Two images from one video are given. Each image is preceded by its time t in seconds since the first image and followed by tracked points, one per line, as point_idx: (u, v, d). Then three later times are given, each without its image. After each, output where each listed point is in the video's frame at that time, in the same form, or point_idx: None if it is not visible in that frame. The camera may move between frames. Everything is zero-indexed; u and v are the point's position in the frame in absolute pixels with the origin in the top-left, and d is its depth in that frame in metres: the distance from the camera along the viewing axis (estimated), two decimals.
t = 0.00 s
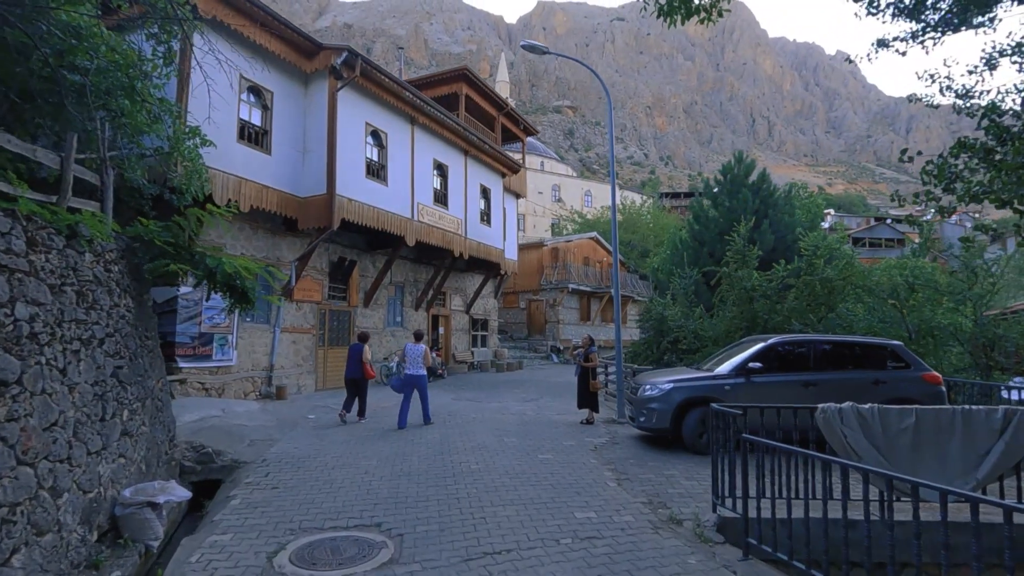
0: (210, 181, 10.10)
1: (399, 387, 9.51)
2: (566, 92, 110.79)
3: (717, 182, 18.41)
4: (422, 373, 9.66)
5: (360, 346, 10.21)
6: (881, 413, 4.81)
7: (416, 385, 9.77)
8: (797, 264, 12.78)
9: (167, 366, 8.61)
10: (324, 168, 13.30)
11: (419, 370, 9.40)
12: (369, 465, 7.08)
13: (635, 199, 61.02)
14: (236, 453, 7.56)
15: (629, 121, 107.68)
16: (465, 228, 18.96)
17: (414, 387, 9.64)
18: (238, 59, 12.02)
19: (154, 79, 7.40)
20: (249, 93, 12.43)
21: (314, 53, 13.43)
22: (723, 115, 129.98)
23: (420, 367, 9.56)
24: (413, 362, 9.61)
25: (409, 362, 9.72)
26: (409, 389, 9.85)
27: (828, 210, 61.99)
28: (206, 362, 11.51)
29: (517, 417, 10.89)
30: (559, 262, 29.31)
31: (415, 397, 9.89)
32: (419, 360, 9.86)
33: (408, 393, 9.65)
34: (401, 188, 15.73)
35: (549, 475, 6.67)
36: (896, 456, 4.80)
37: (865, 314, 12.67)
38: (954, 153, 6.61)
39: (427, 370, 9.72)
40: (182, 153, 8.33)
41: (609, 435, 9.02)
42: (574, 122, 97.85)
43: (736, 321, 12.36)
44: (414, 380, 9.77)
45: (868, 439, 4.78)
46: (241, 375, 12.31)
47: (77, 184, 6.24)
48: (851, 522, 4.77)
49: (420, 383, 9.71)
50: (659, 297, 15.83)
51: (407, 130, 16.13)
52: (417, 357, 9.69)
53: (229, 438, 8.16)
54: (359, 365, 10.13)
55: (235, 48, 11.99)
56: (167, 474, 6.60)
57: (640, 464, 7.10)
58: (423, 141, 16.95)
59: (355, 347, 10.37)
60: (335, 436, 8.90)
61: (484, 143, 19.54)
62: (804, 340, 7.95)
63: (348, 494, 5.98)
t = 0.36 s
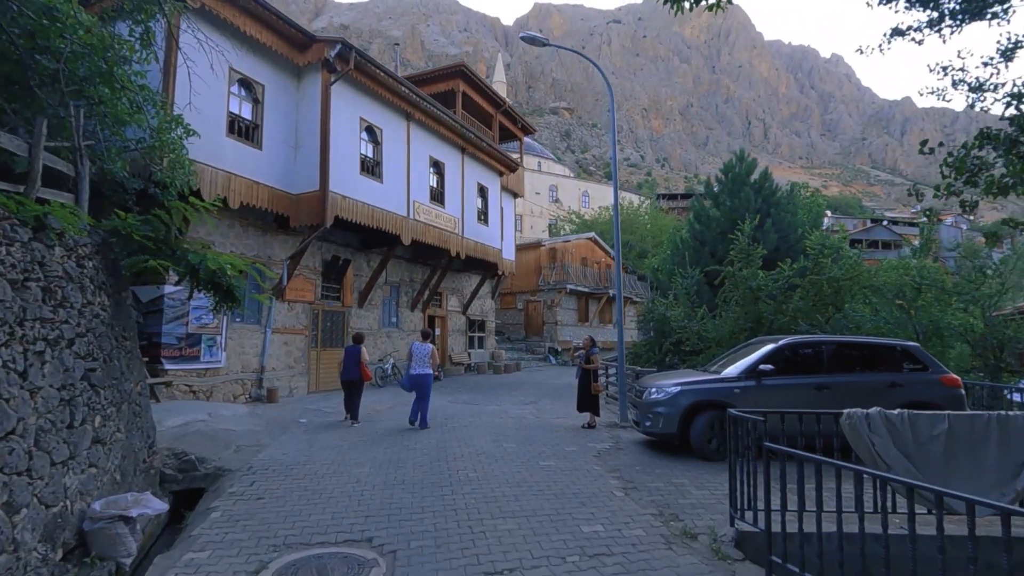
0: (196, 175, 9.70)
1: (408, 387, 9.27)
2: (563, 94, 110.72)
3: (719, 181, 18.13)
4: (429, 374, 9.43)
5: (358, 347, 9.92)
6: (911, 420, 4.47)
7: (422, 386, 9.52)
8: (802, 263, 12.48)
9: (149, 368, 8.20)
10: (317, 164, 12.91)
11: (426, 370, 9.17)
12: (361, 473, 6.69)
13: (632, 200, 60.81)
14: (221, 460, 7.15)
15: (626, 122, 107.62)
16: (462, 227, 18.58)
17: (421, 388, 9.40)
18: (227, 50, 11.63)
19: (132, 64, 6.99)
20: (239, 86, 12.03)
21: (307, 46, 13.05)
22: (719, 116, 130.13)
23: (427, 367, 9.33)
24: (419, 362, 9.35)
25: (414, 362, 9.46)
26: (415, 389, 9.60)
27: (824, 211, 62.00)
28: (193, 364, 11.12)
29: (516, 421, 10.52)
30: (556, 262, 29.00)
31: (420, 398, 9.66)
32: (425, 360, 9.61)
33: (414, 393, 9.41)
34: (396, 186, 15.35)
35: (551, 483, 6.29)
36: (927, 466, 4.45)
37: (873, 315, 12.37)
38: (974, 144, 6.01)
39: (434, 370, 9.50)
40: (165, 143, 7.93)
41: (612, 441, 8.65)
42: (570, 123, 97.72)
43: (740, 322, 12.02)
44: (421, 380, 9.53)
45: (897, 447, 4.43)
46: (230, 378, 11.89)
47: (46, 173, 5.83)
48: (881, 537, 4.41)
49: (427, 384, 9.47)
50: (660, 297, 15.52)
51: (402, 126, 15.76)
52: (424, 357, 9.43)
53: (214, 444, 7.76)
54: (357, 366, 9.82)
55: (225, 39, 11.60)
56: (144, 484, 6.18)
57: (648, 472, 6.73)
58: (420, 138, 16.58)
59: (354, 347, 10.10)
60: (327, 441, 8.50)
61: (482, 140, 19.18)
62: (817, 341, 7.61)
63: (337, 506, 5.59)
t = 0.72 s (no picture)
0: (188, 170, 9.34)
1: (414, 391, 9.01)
2: (561, 95, 110.54)
3: (723, 180, 17.83)
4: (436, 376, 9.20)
5: (353, 347, 9.62)
6: (956, 427, 4.12)
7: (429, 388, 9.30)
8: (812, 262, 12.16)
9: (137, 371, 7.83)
10: (314, 161, 12.57)
11: (433, 373, 8.92)
12: (358, 482, 6.33)
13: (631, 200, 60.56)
14: (211, 468, 6.79)
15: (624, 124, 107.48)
16: (462, 226, 18.25)
17: (428, 390, 9.15)
18: (221, 42, 11.29)
19: (119, 48, 6.62)
20: (233, 80, 11.69)
21: (304, 39, 12.71)
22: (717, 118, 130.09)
23: (434, 369, 9.11)
24: (426, 364, 9.12)
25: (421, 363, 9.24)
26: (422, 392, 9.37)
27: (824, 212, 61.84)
28: (185, 366, 10.75)
29: (519, 425, 10.17)
30: (557, 262, 28.68)
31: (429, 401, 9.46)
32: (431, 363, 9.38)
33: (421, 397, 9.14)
34: (395, 184, 15.01)
35: (560, 493, 5.96)
36: (973, 477, 4.11)
37: (884, 316, 12.08)
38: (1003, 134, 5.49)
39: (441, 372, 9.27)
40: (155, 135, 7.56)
41: (621, 446, 8.31)
42: (569, 124, 97.54)
43: (748, 324, 11.63)
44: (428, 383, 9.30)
45: (941, 457, 4.09)
46: (223, 380, 11.53)
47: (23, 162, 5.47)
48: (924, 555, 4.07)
49: (433, 386, 9.23)
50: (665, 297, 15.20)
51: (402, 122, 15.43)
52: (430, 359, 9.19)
53: (205, 451, 7.39)
54: (352, 367, 9.53)
55: (219, 31, 11.27)
56: (128, 495, 5.82)
57: (663, 480, 6.38)
58: (419, 135, 16.25)
59: (348, 347, 9.79)
60: (324, 446, 8.15)
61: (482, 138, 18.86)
62: (836, 342, 7.29)
63: (333, 518, 5.24)
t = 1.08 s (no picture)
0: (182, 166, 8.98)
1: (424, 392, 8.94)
2: (560, 96, 110.38)
3: (730, 179, 17.53)
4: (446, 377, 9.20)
5: (357, 347, 9.49)
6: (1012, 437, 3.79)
7: (439, 389, 9.25)
8: (824, 261, 11.88)
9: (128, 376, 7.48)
10: (313, 158, 12.23)
11: (444, 373, 8.90)
12: (360, 493, 5.99)
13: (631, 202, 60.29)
14: (205, 477, 6.44)
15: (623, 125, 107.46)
16: (464, 226, 17.91)
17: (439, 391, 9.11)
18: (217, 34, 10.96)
19: (108, 34, 6.26)
20: (230, 73, 11.35)
21: (303, 33, 12.39)
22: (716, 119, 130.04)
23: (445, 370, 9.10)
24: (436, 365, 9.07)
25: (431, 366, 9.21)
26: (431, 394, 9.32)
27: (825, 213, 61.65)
28: (180, 369, 10.40)
29: (526, 430, 9.82)
30: (558, 263, 28.37)
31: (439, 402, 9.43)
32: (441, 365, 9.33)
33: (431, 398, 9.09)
34: (396, 182, 14.67)
35: (575, 504, 5.62)
36: None
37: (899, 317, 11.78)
38: None
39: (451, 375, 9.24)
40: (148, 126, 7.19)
41: (634, 453, 7.97)
42: (567, 126, 97.42)
43: (761, 325, 11.31)
44: (438, 384, 9.26)
45: (995, 471, 3.75)
46: (219, 384, 11.18)
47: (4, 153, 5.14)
48: None
49: (444, 387, 9.20)
50: (672, 298, 14.89)
51: (403, 119, 15.09)
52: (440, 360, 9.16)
53: (199, 458, 7.03)
54: (357, 368, 9.39)
55: (215, 23, 10.94)
56: (115, 508, 5.46)
57: (682, 491, 6.06)
58: (421, 133, 15.92)
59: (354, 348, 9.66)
60: (324, 453, 7.80)
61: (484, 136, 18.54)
62: (860, 345, 6.97)
63: (335, 533, 4.90)
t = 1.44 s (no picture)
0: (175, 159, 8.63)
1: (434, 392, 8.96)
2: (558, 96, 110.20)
3: (736, 176, 17.25)
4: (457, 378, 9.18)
5: (368, 348, 9.58)
6: None
7: (451, 391, 9.23)
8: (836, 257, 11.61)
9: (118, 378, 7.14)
10: (312, 153, 11.89)
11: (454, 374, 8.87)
12: (362, 502, 5.65)
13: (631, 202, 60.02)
14: (197, 485, 6.09)
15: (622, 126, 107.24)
16: (465, 224, 17.60)
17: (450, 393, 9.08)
18: (213, 24, 10.62)
19: (97, 16, 5.93)
20: (226, 65, 11.01)
21: (302, 24, 12.07)
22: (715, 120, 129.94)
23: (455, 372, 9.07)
24: (447, 367, 9.07)
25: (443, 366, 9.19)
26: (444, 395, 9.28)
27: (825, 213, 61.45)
28: (174, 370, 10.05)
29: (532, 433, 9.50)
30: (560, 263, 28.09)
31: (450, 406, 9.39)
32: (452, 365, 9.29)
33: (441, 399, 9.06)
34: (397, 179, 14.34)
35: (590, 515, 5.30)
36: None
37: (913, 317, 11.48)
38: None
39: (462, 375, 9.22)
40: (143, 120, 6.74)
41: (647, 458, 7.64)
42: (566, 126, 97.22)
43: (772, 324, 11.02)
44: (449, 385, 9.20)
45: None
46: (215, 385, 10.83)
47: None
48: None
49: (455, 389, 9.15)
50: (678, 298, 14.59)
51: (403, 115, 14.77)
52: (452, 362, 9.18)
53: (192, 464, 6.69)
54: (368, 369, 9.43)
55: (211, 13, 10.61)
56: (100, 519, 5.11)
57: (702, 499, 5.74)
58: (422, 129, 15.60)
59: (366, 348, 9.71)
60: (323, 458, 7.46)
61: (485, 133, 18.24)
62: (885, 346, 6.66)
63: (336, 547, 4.56)
